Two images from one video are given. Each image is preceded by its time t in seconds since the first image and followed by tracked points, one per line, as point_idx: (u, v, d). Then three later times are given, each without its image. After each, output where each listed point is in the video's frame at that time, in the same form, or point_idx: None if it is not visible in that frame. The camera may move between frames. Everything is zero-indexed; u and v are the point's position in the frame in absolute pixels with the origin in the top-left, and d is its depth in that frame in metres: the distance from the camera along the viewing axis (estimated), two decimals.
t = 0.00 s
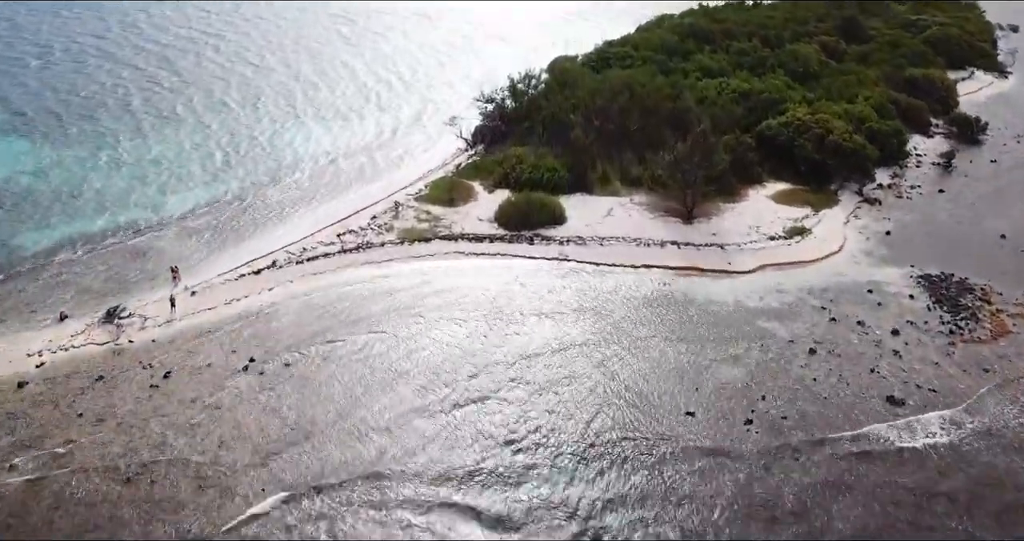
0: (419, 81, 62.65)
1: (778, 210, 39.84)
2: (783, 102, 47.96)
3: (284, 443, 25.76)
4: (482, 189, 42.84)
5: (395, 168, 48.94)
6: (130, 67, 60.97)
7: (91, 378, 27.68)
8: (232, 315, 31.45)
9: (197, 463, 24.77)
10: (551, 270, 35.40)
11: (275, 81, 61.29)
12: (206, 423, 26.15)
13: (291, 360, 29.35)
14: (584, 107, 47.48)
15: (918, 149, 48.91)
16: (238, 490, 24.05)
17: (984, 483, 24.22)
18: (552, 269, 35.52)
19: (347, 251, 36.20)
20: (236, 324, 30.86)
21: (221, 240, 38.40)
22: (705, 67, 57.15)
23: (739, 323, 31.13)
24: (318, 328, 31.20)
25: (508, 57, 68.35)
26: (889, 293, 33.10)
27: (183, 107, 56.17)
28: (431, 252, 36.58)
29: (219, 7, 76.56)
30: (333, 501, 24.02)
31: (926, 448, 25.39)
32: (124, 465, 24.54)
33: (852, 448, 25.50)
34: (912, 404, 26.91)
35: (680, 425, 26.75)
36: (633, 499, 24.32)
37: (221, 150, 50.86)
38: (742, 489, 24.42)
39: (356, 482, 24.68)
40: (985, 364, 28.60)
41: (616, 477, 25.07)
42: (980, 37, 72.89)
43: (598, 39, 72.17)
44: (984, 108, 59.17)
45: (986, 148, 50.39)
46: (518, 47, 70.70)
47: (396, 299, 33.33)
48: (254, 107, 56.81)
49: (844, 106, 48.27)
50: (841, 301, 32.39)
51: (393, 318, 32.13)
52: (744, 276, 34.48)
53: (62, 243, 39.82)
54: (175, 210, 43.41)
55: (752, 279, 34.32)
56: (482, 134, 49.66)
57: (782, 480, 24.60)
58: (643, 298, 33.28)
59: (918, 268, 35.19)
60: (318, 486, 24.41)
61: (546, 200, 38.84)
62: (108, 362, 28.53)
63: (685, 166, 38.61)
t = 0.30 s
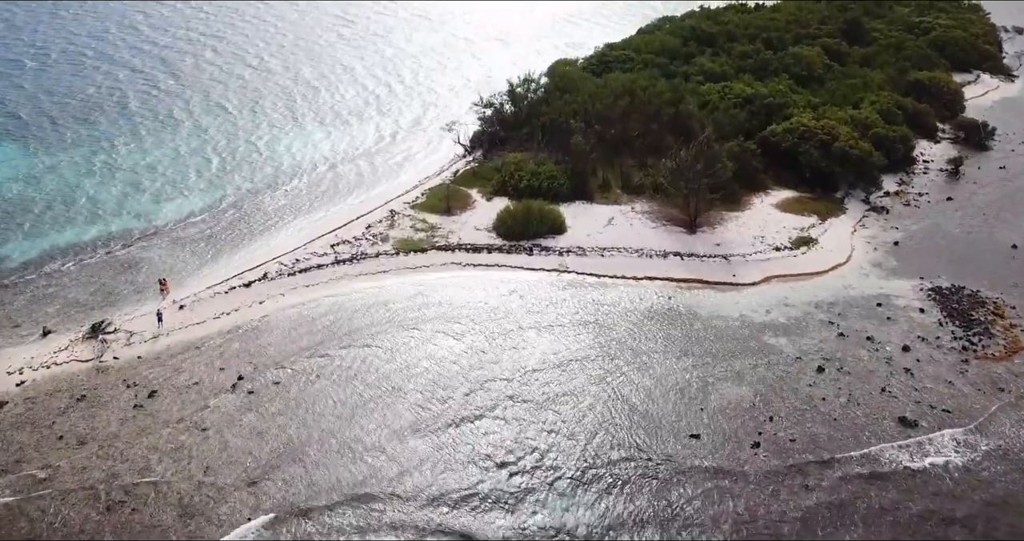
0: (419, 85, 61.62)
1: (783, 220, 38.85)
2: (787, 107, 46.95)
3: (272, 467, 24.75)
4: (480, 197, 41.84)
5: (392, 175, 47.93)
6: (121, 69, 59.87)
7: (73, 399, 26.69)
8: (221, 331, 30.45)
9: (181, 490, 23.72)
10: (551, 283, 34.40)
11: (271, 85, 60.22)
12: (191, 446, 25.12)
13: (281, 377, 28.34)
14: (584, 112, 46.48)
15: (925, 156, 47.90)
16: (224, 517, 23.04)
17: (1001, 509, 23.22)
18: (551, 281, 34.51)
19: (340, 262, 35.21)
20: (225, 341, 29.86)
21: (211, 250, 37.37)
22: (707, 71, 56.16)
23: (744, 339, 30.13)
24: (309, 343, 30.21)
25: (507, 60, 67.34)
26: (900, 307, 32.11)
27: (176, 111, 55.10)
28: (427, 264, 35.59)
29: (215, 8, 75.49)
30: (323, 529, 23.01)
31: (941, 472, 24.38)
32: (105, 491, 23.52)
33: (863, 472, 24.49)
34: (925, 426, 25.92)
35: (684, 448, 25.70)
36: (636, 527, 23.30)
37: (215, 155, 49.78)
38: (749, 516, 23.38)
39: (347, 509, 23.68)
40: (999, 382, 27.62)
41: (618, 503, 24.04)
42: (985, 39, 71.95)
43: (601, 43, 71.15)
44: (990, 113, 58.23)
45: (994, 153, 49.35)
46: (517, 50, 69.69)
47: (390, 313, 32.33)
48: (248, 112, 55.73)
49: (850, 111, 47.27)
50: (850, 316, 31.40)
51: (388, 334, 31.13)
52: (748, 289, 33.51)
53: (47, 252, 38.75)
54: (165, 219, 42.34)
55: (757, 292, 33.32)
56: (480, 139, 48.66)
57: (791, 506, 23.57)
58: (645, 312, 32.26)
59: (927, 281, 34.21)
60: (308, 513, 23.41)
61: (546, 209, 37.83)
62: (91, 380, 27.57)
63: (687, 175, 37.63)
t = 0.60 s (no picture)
0: (419, 89, 60.49)
1: (790, 230, 37.74)
2: (793, 112, 45.82)
3: (260, 495, 23.66)
4: (477, 206, 40.75)
5: (388, 182, 46.83)
6: (114, 72, 58.78)
7: (52, 422, 25.64)
8: (207, 349, 29.36)
9: (161, 521, 22.63)
10: (550, 297, 33.30)
11: (267, 88, 59.09)
12: (174, 473, 24.03)
13: (270, 398, 27.23)
14: (584, 118, 45.39)
15: (933, 163, 46.80)
16: None
17: None
18: (550, 295, 33.41)
19: (332, 275, 34.13)
20: (212, 359, 28.78)
21: (200, 262, 36.29)
22: (710, 75, 55.08)
23: (750, 358, 29.03)
24: (300, 361, 29.14)
25: (507, 63, 66.20)
26: (911, 323, 31.00)
27: (169, 115, 53.97)
28: (423, 276, 34.50)
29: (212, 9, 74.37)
30: None
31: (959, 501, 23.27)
32: (82, 522, 22.43)
33: (877, 501, 23.36)
34: (941, 451, 24.81)
35: (690, 475, 24.56)
36: None
37: (208, 161, 48.63)
38: None
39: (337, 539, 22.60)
40: (1018, 404, 26.52)
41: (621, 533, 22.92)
42: (992, 42, 70.87)
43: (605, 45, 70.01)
44: (998, 118, 57.15)
45: (1004, 160, 48.25)
46: (517, 52, 68.58)
47: (384, 329, 31.26)
48: (242, 116, 54.61)
49: (857, 117, 46.15)
50: (860, 333, 30.29)
51: (381, 351, 30.06)
52: (754, 304, 32.41)
53: (33, 264, 37.66)
54: (154, 228, 41.23)
55: (764, 307, 32.22)
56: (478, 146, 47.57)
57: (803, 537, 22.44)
58: (647, 329, 31.14)
59: (939, 295, 33.10)
60: None
61: (545, 219, 36.72)
62: (72, 402, 26.52)
63: (691, 184, 36.51)
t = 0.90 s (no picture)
0: (418, 92, 59.50)
1: (795, 240, 36.82)
2: (797, 117, 44.87)
3: (247, 522, 22.73)
4: (475, 214, 39.80)
5: (385, 189, 45.91)
6: (110, 75, 57.78)
7: (34, 444, 24.72)
8: (196, 365, 28.45)
9: None
10: (550, 309, 32.37)
11: (264, 91, 58.05)
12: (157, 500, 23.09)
13: (259, 418, 26.30)
14: (585, 124, 44.44)
15: (941, 169, 45.87)
16: None
17: None
18: (549, 307, 32.49)
19: (326, 287, 33.22)
20: (200, 377, 27.87)
21: (191, 273, 35.36)
22: (713, 79, 54.15)
23: (756, 375, 28.11)
24: (291, 378, 28.22)
25: (507, 66, 65.20)
26: (922, 338, 30.07)
27: (163, 118, 52.96)
28: (418, 288, 33.58)
29: (209, 10, 73.34)
30: None
31: (975, 529, 22.34)
32: None
33: (889, 528, 22.43)
34: (956, 475, 23.88)
35: (694, 499, 23.61)
36: None
37: (201, 166, 47.60)
38: None
39: None
40: None
41: None
42: (998, 45, 69.90)
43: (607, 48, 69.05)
44: (1005, 122, 56.18)
45: (1013, 167, 47.30)
46: (517, 55, 67.57)
47: (379, 344, 30.35)
48: (237, 120, 53.58)
49: (862, 122, 45.22)
50: (870, 349, 29.36)
51: (375, 367, 29.14)
52: (759, 318, 31.52)
53: (19, 273, 36.70)
54: (144, 236, 40.23)
55: (769, 321, 31.31)
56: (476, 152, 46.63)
57: None
58: (649, 344, 30.22)
59: (950, 308, 32.18)
60: None
61: (544, 228, 35.79)
62: (54, 422, 25.61)
63: (694, 193, 35.53)
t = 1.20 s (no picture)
0: (417, 95, 58.50)
1: (801, 249, 35.90)
2: (802, 123, 43.93)
3: None
4: (472, 222, 38.87)
5: (382, 195, 44.98)
6: (104, 78, 56.85)
7: (14, 467, 23.86)
8: (184, 381, 27.56)
9: None
10: (550, 322, 31.46)
11: (260, 94, 57.08)
12: (140, 526, 22.22)
13: (249, 438, 25.40)
14: (585, 130, 43.52)
15: (948, 176, 44.98)
16: None
17: None
18: (548, 320, 31.60)
19: (319, 299, 32.31)
20: (187, 394, 26.98)
21: (181, 284, 34.46)
22: (716, 82, 53.22)
23: (762, 392, 27.20)
24: (282, 396, 27.30)
25: (507, 68, 64.24)
26: (933, 353, 29.16)
27: (158, 122, 51.99)
28: (414, 300, 32.67)
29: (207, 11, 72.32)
30: None
31: None
32: None
33: None
34: (971, 500, 23.00)
35: (698, 525, 22.73)
36: None
37: (193, 172, 46.49)
38: None
39: None
40: None
41: None
42: (1004, 47, 68.95)
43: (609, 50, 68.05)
44: (1013, 127, 55.25)
45: (1021, 173, 46.39)
46: (518, 56, 66.62)
47: (373, 359, 29.46)
48: (233, 123, 52.59)
49: (868, 128, 44.29)
50: (880, 365, 28.45)
51: (369, 384, 28.25)
52: (765, 332, 30.62)
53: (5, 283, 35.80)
54: (133, 244, 39.22)
55: (774, 335, 30.41)
56: (474, 157, 45.70)
57: None
58: (652, 359, 29.33)
59: (961, 321, 31.29)
60: None
61: (543, 238, 34.88)
62: (36, 443, 24.77)
63: (697, 201, 34.59)
